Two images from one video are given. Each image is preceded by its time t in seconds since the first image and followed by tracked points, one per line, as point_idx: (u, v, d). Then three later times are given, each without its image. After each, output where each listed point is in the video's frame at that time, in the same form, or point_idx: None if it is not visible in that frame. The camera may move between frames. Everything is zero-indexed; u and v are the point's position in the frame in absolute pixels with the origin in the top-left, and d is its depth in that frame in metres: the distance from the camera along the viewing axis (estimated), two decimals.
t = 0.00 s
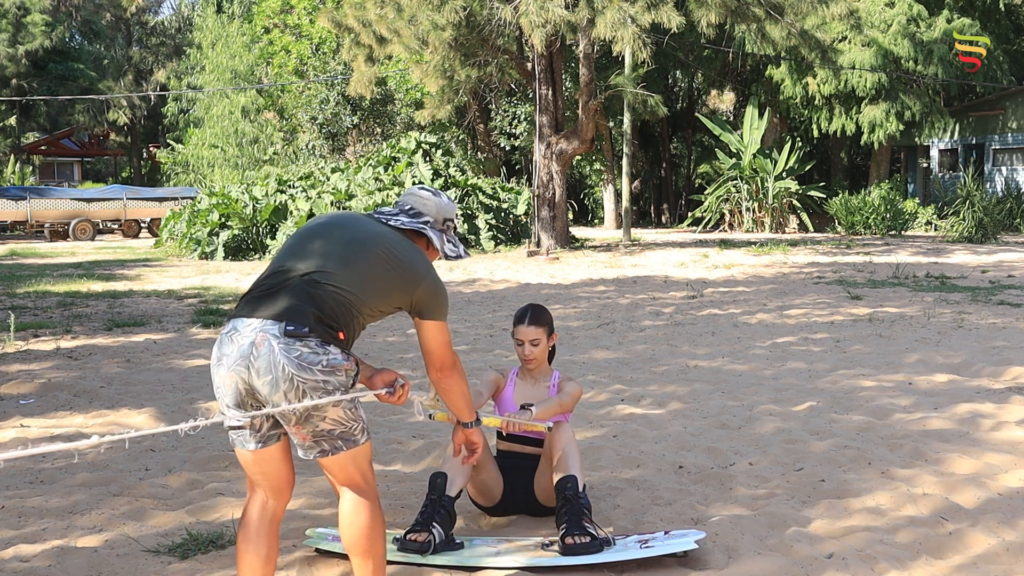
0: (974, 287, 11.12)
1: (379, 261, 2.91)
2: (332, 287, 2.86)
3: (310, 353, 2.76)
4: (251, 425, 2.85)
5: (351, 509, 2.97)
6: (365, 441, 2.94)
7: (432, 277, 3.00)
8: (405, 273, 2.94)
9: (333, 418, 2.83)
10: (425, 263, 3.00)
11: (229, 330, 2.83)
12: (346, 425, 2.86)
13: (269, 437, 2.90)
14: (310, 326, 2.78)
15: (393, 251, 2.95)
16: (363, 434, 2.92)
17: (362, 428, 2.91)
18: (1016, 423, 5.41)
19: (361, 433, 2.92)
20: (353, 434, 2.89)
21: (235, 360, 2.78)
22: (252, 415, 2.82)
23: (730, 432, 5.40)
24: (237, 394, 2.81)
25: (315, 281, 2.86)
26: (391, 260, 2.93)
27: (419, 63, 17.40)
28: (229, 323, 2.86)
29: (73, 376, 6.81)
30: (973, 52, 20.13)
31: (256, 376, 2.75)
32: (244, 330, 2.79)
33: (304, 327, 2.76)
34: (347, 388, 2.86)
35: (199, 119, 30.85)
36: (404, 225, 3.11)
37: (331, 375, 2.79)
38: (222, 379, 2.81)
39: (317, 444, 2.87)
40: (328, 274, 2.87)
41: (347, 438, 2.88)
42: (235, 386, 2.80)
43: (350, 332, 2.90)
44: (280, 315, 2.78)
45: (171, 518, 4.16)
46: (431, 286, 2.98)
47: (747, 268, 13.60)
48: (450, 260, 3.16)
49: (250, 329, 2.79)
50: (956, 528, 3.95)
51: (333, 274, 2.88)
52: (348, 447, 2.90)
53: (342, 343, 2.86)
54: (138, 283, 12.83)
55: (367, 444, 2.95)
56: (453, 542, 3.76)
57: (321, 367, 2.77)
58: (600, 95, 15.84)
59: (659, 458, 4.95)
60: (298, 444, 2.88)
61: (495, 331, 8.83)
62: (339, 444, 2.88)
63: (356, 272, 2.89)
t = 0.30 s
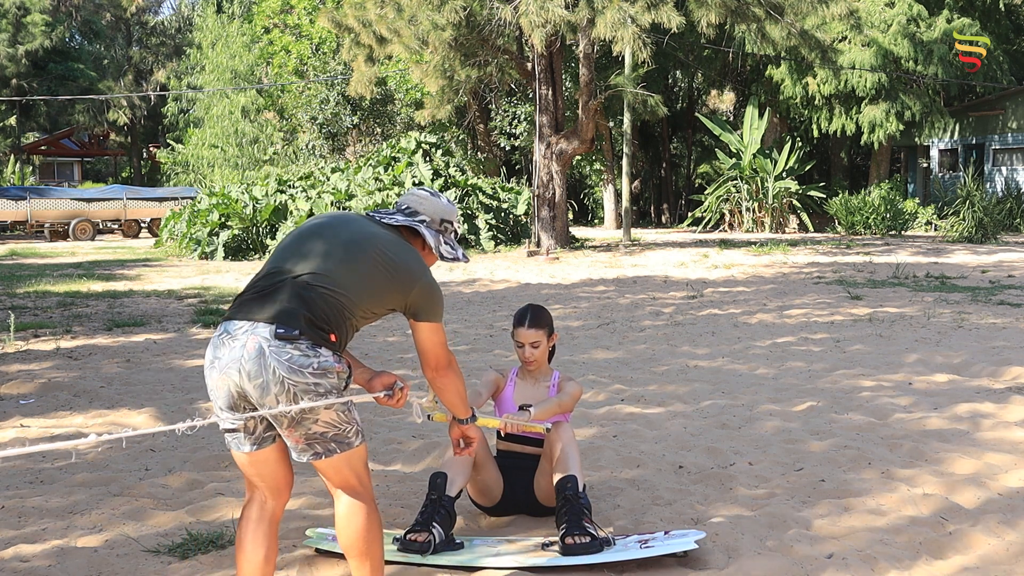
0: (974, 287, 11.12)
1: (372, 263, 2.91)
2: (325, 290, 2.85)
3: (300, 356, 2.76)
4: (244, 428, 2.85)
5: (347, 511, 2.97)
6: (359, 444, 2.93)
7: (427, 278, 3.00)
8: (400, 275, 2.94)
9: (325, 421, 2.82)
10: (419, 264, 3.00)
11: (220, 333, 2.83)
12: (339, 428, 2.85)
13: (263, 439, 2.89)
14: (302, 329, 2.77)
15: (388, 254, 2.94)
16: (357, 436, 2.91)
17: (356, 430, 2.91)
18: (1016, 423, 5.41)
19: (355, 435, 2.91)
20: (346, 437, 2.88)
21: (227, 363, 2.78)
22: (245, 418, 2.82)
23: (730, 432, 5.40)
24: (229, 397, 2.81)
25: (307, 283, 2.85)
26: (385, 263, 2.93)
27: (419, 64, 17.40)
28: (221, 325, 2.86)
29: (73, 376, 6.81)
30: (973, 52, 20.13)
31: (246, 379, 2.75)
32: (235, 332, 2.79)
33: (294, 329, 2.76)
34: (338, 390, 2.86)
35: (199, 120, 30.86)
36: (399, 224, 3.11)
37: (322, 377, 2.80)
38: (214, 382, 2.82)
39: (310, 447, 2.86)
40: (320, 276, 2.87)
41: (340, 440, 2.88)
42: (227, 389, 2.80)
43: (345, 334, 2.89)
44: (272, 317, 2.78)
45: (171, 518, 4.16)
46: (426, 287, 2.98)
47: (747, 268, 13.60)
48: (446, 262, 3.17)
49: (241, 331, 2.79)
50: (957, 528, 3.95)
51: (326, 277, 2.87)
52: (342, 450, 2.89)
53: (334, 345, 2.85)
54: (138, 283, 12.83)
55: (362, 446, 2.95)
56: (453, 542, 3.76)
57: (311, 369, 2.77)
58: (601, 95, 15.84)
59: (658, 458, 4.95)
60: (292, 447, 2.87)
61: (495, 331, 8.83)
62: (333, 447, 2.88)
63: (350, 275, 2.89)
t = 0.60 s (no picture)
0: (974, 287, 11.12)
1: (372, 263, 2.91)
2: (325, 290, 2.85)
3: (301, 355, 2.76)
4: (244, 428, 2.84)
5: (346, 512, 2.96)
6: (359, 444, 2.93)
7: (426, 277, 3.00)
8: (399, 274, 2.93)
9: (324, 420, 2.82)
10: (419, 264, 3.00)
11: (220, 333, 2.83)
12: (339, 427, 2.85)
13: (264, 438, 2.89)
14: (302, 328, 2.77)
15: (388, 254, 2.94)
16: (357, 435, 2.91)
17: (356, 430, 2.90)
18: (1015, 423, 5.41)
19: (355, 435, 2.91)
20: (346, 436, 2.88)
21: (227, 362, 2.78)
22: (246, 418, 2.82)
23: (730, 432, 5.40)
24: (230, 396, 2.81)
25: (307, 283, 2.85)
26: (385, 262, 2.93)
27: (419, 64, 17.40)
28: (221, 325, 2.85)
29: (73, 376, 6.80)
30: (973, 53, 20.12)
31: (247, 378, 2.75)
32: (234, 332, 2.79)
33: (294, 328, 2.75)
34: (339, 390, 2.85)
35: (199, 120, 30.86)
36: (398, 224, 3.11)
37: (322, 376, 2.79)
38: (214, 381, 2.82)
39: (310, 447, 2.86)
40: (319, 276, 2.86)
41: (340, 439, 2.87)
42: (228, 388, 2.80)
43: (346, 333, 2.89)
44: (273, 316, 2.78)
45: (171, 518, 4.16)
46: (425, 286, 2.98)
47: (747, 268, 13.59)
48: (445, 264, 3.17)
49: (241, 331, 2.79)
50: (957, 528, 3.95)
51: (326, 277, 2.87)
52: (342, 449, 2.89)
53: (334, 345, 2.85)
54: (138, 283, 12.83)
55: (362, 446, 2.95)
56: (453, 542, 3.76)
57: (312, 369, 2.77)
58: (601, 96, 15.84)
59: (658, 458, 4.95)
60: (292, 447, 2.87)
61: (495, 331, 8.83)
62: (333, 447, 2.88)
63: (350, 273, 2.89)
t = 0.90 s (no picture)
0: (974, 287, 11.12)
1: (372, 263, 2.91)
2: (324, 288, 2.85)
3: (301, 354, 2.76)
4: (245, 427, 2.85)
5: (345, 512, 2.96)
6: (359, 443, 2.93)
7: (425, 276, 3.00)
8: (399, 274, 2.94)
9: (324, 419, 2.81)
10: (419, 264, 3.00)
11: (220, 332, 2.83)
12: (339, 427, 2.85)
13: (264, 438, 2.89)
14: (302, 328, 2.77)
15: (388, 253, 2.94)
16: (357, 436, 2.91)
17: (355, 430, 2.90)
18: (1015, 423, 5.40)
19: (355, 435, 2.91)
20: (346, 436, 2.88)
21: (227, 362, 2.78)
22: (246, 418, 2.82)
23: (730, 432, 5.40)
24: (230, 396, 2.81)
25: (306, 282, 2.85)
26: (385, 262, 2.93)
27: (419, 64, 17.40)
28: (222, 324, 2.86)
29: (73, 376, 6.80)
30: (973, 52, 20.10)
31: (247, 377, 2.76)
32: (234, 331, 2.79)
33: (294, 328, 2.75)
34: (338, 390, 2.85)
35: (199, 120, 30.86)
36: (397, 224, 3.11)
37: (323, 376, 2.79)
38: (214, 381, 2.82)
39: (310, 446, 2.86)
40: (319, 275, 2.87)
41: (339, 439, 2.87)
42: (228, 388, 2.80)
43: (346, 332, 2.89)
44: (273, 315, 2.78)
45: (171, 518, 4.15)
46: (424, 285, 2.98)
47: (747, 268, 13.59)
48: (444, 265, 3.17)
49: (241, 330, 2.79)
50: (956, 528, 3.95)
51: (325, 276, 2.87)
52: (342, 449, 2.89)
53: (334, 344, 2.85)
54: (138, 283, 12.83)
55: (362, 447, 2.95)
56: (453, 542, 3.76)
57: (312, 368, 2.77)
58: (600, 95, 15.84)
59: (658, 458, 4.94)
60: (292, 446, 2.87)
61: (495, 331, 8.83)
62: (333, 446, 2.87)
63: (348, 273, 2.89)
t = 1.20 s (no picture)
0: (974, 287, 11.11)
1: (370, 262, 2.90)
2: (322, 288, 2.85)
3: (299, 354, 2.76)
4: (243, 427, 2.85)
5: (344, 513, 2.96)
6: (357, 443, 2.93)
7: (422, 276, 2.99)
8: (396, 273, 2.92)
9: (323, 419, 2.81)
10: (416, 264, 2.99)
11: (218, 332, 2.84)
12: (338, 427, 2.85)
13: (262, 438, 2.89)
14: (300, 327, 2.77)
15: (385, 253, 2.93)
16: (356, 436, 2.91)
17: (354, 430, 2.90)
18: (1015, 423, 5.40)
19: (354, 435, 2.91)
20: (345, 436, 2.88)
21: (225, 362, 2.79)
22: (245, 418, 2.83)
23: (730, 432, 5.40)
24: (229, 396, 2.83)
25: (304, 283, 2.85)
26: (382, 261, 2.92)
27: (419, 64, 17.40)
28: (220, 325, 2.86)
29: (73, 376, 6.80)
30: (973, 52, 20.09)
31: (245, 377, 2.76)
32: (232, 331, 2.80)
33: (293, 328, 2.76)
34: (337, 391, 2.85)
35: (199, 120, 30.86)
36: (394, 223, 3.11)
37: (321, 375, 2.79)
38: (213, 381, 2.83)
39: (308, 446, 2.86)
40: (316, 276, 2.86)
41: (338, 439, 2.87)
42: (228, 388, 2.81)
43: (344, 331, 2.88)
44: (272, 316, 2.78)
45: (172, 518, 4.15)
46: (422, 284, 2.97)
47: (747, 268, 13.59)
48: (441, 265, 3.17)
49: (239, 331, 2.80)
50: (956, 527, 3.95)
51: (323, 276, 2.87)
52: (340, 449, 2.89)
53: (332, 344, 2.84)
54: (138, 283, 12.83)
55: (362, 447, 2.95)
56: (453, 542, 3.76)
57: (311, 368, 2.76)
58: (600, 95, 15.84)
59: (658, 458, 4.94)
60: (291, 447, 2.87)
61: (495, 331, 8.83)
62: (331, 446, 2.87)
63: (346, 273, 2.88)
